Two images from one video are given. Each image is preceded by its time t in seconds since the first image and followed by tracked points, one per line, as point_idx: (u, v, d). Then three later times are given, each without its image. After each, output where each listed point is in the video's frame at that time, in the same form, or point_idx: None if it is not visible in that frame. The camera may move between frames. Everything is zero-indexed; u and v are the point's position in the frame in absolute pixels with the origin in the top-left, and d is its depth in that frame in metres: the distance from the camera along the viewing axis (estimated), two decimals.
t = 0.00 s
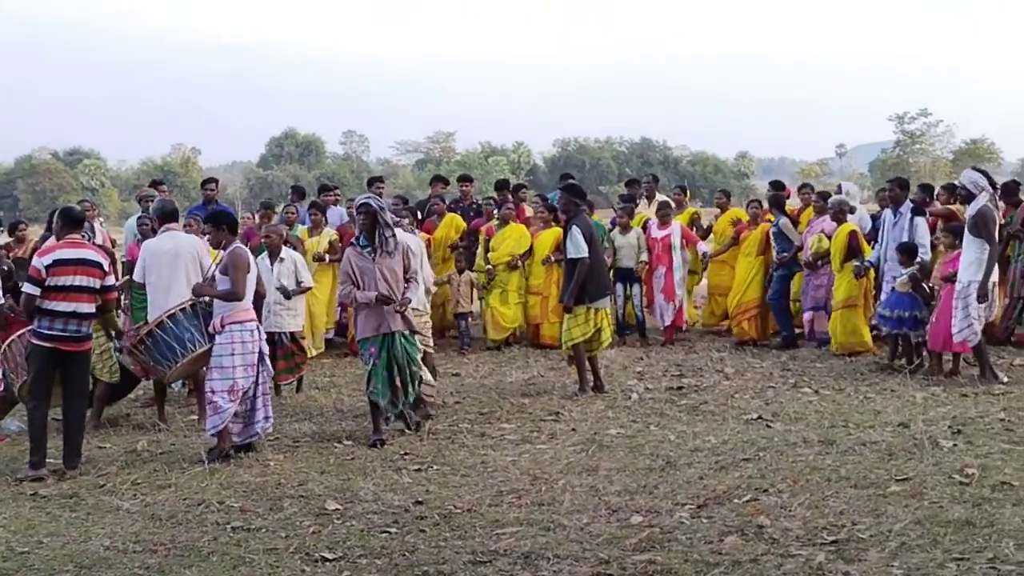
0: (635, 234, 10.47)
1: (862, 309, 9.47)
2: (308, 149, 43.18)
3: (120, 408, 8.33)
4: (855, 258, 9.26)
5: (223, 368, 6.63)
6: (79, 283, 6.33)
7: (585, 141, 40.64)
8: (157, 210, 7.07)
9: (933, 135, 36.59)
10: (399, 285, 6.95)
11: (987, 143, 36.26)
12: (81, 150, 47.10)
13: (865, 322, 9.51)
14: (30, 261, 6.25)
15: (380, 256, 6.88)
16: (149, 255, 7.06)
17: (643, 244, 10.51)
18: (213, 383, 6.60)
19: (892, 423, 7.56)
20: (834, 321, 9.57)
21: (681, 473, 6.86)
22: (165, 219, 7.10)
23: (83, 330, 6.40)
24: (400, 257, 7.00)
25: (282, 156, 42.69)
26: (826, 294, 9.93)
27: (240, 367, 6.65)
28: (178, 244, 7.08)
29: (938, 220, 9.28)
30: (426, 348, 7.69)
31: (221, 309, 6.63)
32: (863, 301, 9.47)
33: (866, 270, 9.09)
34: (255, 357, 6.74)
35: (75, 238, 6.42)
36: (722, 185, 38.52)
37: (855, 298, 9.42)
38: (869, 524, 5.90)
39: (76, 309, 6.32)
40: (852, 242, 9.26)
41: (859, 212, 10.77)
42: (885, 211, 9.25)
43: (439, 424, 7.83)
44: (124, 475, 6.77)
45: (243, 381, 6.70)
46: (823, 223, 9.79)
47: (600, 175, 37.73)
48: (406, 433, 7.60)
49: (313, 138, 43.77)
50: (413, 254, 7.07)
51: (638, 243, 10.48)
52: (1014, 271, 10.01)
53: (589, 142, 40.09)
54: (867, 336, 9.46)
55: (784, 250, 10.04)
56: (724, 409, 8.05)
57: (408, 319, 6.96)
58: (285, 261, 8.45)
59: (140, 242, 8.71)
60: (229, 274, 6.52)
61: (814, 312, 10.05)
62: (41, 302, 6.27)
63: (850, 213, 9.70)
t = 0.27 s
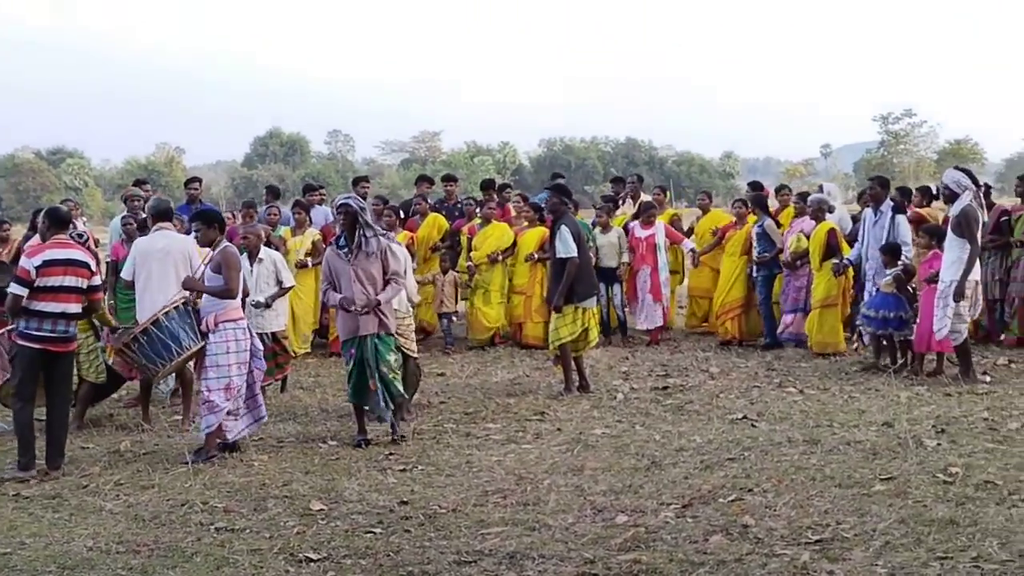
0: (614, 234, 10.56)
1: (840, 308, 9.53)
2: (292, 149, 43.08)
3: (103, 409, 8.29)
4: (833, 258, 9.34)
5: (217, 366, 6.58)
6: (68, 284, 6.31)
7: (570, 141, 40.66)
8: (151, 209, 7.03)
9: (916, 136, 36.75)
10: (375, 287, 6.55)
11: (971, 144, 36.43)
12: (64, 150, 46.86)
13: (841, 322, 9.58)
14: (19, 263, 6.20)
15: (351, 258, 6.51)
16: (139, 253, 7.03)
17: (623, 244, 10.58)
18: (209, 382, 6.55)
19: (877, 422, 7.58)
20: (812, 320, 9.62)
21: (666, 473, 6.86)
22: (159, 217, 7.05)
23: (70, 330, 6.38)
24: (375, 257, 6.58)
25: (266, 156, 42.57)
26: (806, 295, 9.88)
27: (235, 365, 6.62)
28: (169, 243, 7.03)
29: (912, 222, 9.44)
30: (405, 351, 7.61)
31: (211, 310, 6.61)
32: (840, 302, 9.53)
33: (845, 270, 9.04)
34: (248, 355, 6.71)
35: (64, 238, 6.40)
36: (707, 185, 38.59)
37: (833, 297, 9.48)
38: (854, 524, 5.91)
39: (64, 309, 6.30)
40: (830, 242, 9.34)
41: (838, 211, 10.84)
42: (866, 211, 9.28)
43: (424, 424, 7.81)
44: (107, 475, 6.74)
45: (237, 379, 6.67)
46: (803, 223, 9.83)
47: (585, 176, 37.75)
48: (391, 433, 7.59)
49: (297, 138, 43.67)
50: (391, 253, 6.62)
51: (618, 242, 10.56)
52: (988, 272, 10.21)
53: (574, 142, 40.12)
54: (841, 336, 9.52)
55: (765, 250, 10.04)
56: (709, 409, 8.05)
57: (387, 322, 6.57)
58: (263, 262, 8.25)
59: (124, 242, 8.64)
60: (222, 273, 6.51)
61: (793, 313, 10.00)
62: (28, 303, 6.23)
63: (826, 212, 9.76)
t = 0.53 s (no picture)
0: (601, 233, 10.58)
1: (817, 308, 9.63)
2: (279, 148, 43.06)
3: (91, 406, 8.31)
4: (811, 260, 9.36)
5: (200, 363, 6.61)
6: (56, 282, 6.35)
7: (557, 141, 40.74)
8: (145, 208, 7.03)
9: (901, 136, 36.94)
10: (360, 292, 6.47)
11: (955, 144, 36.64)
12: (51, 148, 46.73)
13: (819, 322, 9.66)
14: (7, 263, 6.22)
15: (339, 260, 6.44)
16: (131, 250, 7.07)
17: (609, 242, 10.61)
18: (191, 378, 6.59)
19: (860, 420, 7.66)
20: (789, 321, 9.68)
21: (651, 470, 6.93)
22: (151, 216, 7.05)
23: (58, 328, 6.42)
24: (364, 261, 6.50)
25: (253, 156, 42.55)
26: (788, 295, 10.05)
27: (219, 362, 6.65)
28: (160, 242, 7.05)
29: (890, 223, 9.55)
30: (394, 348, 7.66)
31: (199, 310, 6.66)
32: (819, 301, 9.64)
33: (822, 270, 9.19)
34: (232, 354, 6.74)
35: (50, 237, 6.41)
36: (694, 185, 38.71)
37: (811, 297, 9.59)
38: (836, 520, 5.98)
39: (53, 308, 6.34)
40: (808, 242, 9.35)
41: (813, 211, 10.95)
42: (847, 210, 9.41)
43: (412, 422, 7.87)
44: (95, 472, 6.77)
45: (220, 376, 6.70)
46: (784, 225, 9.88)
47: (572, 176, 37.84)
48: (378, 430, 7.63)
49: (284, 138, 43.63)
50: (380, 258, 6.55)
51: (604, 241, 10.58)
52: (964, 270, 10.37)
53: (561, 142, 40.20)
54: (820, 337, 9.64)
55: (750, 250, 10.04)
56: (694, 406, 8.12)
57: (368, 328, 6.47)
58: (248, 261, 8.27)
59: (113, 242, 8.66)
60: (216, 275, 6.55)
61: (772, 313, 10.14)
62: (17, 303, 6.25)
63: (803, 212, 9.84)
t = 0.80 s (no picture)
0: (590, 232, 10.54)
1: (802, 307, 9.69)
2: (267, 147, 42.98)
3: (78, 406, 8.28)
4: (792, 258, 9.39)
5: (189, 365, 6.59)
6: (32, 281, 6.32)
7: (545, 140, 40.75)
8: (126, 209, 7.01)
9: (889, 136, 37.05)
10: (350, 294, 6.45)
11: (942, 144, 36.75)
12: (38, 147, 46.55)
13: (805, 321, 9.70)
14: None
15: (330, 263, 6.43)
16: (113, 250, 7.05)
17: (598, 241, 10.58)
18: (181, 380, 6.57)
19: (847, 419, 7.68)
20: (771, 320, 9.70)
21: (639, 469, 6.93)
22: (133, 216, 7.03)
23: (38, 328, 6.39)
24: (357, 265, 6.49)
25: (241, 155, 42.47)
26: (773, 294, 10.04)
27: (207, 363, 6.63)
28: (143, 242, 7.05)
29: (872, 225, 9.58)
30: (385, 348, 7.66)
31: (183, 310, 6.61)
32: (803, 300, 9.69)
33: (802, 269, 9.28)
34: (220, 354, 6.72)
35: (21, 236, 6.38)
36: (682, 184, 38.76)
37: (797, 295, 9.63)
38: (824, 518, 6.00)
39: (30, 307, 6.30)
40: (790, 242, 9.37)
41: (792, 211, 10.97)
42: (831, 210, 9.52)
43: (400, 421, 7.86)
44: (82, 472, 6.75)
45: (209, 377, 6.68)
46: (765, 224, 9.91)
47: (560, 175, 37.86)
48: (366, 430, 7.63)
49: (272, 136, 43.54)
50: (373, 263, 6.53)
51: (592, 241, 10.54)
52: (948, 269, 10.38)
53: (549, 141, 40.21)
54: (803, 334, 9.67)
55: (734, 250, 10.08)
56: (682, 405, 8.13)
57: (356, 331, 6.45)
58: (235, 260, 8.22)
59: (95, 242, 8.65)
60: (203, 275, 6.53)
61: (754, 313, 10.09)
62: None
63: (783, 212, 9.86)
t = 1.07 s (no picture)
0: (579, 233, 10.59)
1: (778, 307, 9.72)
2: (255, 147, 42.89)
3: (64, 406, 8.25)
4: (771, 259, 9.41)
5: (172, 366, 6.58)
6: (8, 283, 6.29)
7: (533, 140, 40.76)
8: (92, 208, 6.98)
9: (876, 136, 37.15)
10: (336, 293, 6.42)
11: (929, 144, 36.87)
12: (24, 146, 46.37)
13: (782, 321, 9.72)
14: None
15: (318, 261, 6.40)
16: (80, 251, 7.01)
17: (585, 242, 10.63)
18: (163, 382, 6.55)
19: (835, 418, 7.69)
20: (751, 322, 9.75)
21: (628, 468, 6.94)
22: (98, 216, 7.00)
23: (15, 330, 6.36)
24: (345, 264, 6.45)
25: (228, 154, 42.37)
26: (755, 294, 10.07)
27: (190, 365, 6.62)
28: (113, 240, 7.04)
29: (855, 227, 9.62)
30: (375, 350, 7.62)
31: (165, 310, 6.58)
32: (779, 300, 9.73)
33: (783, 271, 9.25)
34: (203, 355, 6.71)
35: None
36: (670, 184, 38.81)
37: (772, 296, 9.66)
38: (812, 517, 6.01)
39: (6, 309, 6.27)
40: (768, 243, 9.37)
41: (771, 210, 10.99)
42: (810, 211, 9.53)
43: (387, 420, 7.85)
44: (68, 472, 6.72)
45: (191, 379, 6.67)
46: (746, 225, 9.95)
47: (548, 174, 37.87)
48: (354, 429, 7.61)
49: (260, 135, 43.44)
50: (362, 262, 6.48)
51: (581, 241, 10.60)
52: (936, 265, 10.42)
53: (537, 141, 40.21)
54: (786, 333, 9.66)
55: (715, 252, 10.13)
56: (670, 405, 8.14)
57: (341, 331, 6.41)
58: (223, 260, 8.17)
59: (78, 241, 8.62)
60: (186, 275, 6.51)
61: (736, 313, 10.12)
62: None
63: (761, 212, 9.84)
